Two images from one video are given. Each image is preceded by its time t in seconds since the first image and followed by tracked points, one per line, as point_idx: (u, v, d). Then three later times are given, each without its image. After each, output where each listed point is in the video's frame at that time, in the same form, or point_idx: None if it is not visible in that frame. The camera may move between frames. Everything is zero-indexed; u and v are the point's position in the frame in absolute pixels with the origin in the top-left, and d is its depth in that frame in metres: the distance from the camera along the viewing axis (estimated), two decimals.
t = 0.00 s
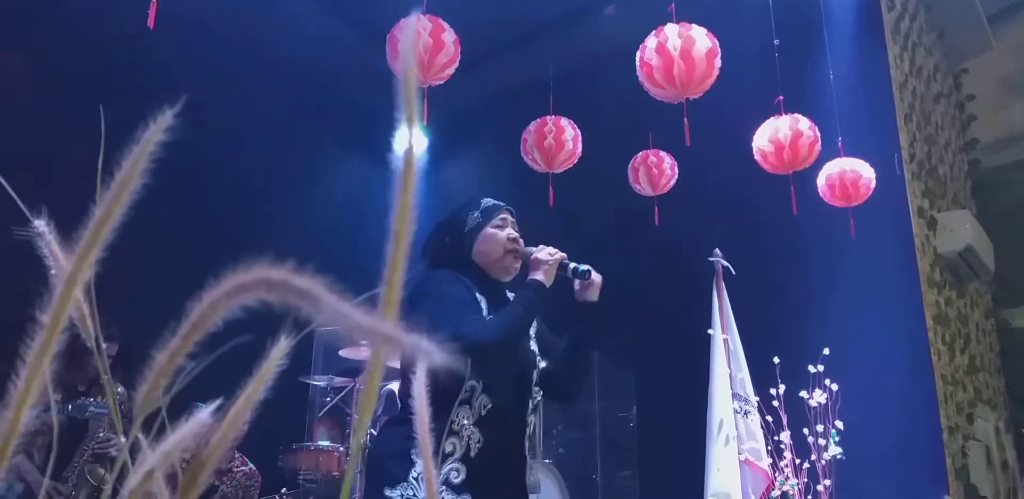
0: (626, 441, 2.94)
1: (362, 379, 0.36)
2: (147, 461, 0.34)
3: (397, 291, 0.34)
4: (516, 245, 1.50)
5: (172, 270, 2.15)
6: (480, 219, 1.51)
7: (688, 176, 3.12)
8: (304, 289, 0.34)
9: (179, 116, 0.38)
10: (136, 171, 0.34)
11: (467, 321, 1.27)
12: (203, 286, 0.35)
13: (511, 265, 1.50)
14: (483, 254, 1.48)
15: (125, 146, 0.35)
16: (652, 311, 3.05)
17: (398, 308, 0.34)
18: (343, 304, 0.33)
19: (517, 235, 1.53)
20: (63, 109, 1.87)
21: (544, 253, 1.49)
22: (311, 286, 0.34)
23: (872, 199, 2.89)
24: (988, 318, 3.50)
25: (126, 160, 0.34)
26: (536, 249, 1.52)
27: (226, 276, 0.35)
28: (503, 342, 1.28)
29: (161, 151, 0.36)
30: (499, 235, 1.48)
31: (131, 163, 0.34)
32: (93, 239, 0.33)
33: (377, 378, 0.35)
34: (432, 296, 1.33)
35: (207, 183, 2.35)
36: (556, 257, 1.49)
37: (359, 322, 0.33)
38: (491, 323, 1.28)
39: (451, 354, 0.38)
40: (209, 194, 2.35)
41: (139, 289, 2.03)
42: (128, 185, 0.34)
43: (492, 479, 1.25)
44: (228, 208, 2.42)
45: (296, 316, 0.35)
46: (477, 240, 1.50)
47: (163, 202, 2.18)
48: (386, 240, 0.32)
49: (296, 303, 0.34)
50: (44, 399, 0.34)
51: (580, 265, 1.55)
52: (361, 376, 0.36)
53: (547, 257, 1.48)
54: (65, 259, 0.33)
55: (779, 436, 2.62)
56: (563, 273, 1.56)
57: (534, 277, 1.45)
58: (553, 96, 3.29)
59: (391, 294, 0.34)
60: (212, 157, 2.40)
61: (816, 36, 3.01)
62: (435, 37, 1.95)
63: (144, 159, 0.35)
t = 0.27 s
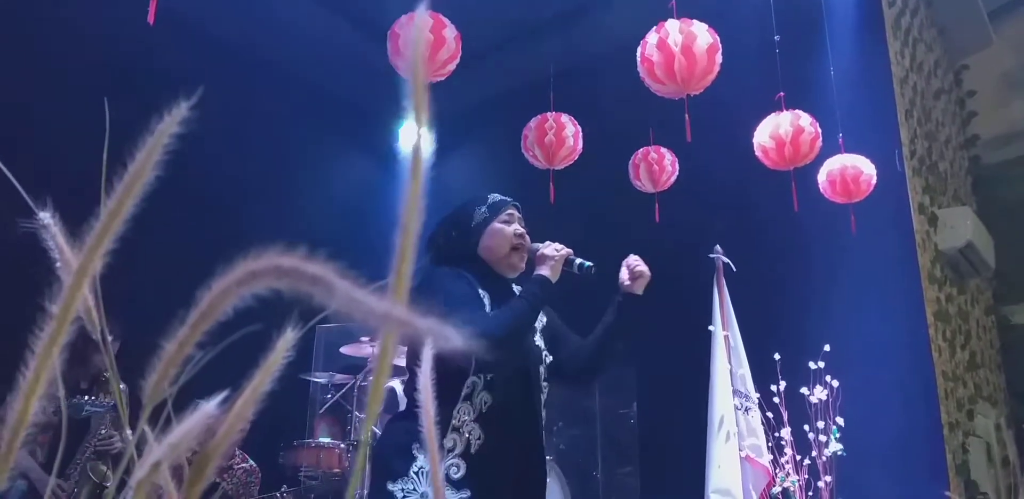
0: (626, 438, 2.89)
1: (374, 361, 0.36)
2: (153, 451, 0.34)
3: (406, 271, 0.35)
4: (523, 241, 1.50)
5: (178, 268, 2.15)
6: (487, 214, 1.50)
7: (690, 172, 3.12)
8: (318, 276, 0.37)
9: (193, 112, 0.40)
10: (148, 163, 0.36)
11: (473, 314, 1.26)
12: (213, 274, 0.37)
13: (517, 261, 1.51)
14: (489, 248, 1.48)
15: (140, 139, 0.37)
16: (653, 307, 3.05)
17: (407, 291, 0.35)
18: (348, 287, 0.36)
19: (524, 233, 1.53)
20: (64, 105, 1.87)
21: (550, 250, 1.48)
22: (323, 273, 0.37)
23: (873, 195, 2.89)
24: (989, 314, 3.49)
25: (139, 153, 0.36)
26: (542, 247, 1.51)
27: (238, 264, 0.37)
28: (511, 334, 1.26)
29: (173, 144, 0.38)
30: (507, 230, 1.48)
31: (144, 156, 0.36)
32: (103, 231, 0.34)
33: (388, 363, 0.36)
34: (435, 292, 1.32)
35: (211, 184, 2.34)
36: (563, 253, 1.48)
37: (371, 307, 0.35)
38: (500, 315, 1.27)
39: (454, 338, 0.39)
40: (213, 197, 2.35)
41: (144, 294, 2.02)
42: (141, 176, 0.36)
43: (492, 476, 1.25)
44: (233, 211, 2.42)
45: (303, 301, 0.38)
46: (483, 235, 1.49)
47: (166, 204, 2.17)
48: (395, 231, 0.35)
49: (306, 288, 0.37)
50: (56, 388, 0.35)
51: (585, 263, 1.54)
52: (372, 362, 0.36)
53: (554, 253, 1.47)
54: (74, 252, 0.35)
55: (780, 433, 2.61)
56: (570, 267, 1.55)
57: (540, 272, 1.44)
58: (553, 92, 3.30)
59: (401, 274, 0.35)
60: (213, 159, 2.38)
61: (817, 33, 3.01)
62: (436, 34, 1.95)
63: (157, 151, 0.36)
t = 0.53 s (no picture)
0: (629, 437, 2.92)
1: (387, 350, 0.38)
2: (164, 444, 0.35)
3: (417, 264, 0.37)
4: (521, 235, 1.46)
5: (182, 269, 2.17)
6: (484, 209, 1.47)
7: (692, 170, 3.12)
8: (332, 263, 0.37)
9: (198, 102, 0.42)
10: (153, 154, 0.38)
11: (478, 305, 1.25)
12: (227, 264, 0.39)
13: (513, 255, 1.46)
14: (485, 242, 1.44)
15: (147, 129, 0.39)
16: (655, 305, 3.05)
17: (420, 278, 0.37)
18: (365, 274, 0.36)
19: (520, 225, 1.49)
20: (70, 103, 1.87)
21: (546, 242, 1.45)
22: (338, 260, 0.37)
23: (874, 193, 2.89)
24: (991, 311, 3.49)
25: (143, 146, 0.38)
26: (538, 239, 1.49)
27: (247, 254, 0.38)
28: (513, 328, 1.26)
29: (180, 135, 0.40)
30: (503, 225, 1.44)
31: (151, 148, 0.38)
32: (109, 224, 0.35)
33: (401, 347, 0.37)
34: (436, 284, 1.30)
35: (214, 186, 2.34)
36: (559, 246, 1.45)
37: (388, 294, 0.36)
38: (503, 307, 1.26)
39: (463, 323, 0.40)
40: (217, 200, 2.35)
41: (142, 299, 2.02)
42: (149, 165, 0.38)
43: (493, 468, 1.25)
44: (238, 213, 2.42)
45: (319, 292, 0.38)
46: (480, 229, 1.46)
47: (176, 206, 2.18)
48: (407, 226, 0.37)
49: (320, 275, 0.37)
50: (68, 378, 0.37)
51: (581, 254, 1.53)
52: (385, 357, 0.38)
53: (549, 246, 1.44)
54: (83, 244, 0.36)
55: (782, 430, 2.60)
56: (565, 262, 1.51)
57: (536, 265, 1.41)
58: (555, 89, 3.30)
59: (412, 265, 0.37)
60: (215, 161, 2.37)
61: (820, 30, 3.01)
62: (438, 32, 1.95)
63: (163, 142, 0.39)
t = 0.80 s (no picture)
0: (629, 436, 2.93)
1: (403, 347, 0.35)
2: (176, 437, 0.34)
3: (435, 251, 0.34)
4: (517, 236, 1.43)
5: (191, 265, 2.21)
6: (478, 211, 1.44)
7: (695, 169, 3.13)
8: (352, 248, 0.37)
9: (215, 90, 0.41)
10: (171, 145, 0.37)
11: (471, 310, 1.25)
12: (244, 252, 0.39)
13: (511, 255, 1.42)
14: (480, 245, 1.40)
15: (163, 118, 0.38)
16: (657, 304, 3.06)
17: (438, 262, 0.34)
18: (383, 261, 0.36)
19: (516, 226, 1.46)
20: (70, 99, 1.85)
21: (541, 245, 1.49)
22: (353, 246, 0.37)
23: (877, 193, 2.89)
24: (993, 312, 3.49)
25: (160, 137, 0.37)
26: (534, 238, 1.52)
27: (267, 242, 0.39)
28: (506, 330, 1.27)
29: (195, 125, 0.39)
30: (498, 226, 1.40)
31: (166, 139, 0.37)
32: (124, 215, 0.35)
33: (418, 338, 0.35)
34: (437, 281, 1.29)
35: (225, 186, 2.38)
36: (554, 249, 1.50)
37: (407, 278, 0.35)
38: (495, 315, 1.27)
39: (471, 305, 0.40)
40: (229, 199, 2.39)
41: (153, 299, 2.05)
42: (163, 159, 0.37)
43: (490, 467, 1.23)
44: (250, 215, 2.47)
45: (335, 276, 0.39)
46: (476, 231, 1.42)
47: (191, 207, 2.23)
48: (425, 212, 0.34)
49: (347, 264, 0.37)
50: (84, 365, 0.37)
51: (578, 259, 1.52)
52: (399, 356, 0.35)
53: (545, 249, 1.49)
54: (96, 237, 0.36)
55: (783, 430, 2.62)
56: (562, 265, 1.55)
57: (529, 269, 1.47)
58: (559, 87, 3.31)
59: (431, 253, 0.34)
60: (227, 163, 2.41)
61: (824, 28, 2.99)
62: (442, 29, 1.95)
63: (178, 133, 0.37)
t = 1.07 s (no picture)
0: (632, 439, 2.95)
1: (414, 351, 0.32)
2: (184, 445, 0.33)
3: (448, 258, 0.30)
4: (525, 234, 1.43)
5: (189, 267, 2.27)
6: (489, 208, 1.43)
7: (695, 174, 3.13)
8: (371, 260, 0.32)
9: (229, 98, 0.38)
10: (185, 150, 0.34)
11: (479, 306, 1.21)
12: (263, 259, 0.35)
13: (518, 253, 1.42)
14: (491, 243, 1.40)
15: (176, 125, 0.35)
16: (657, 308, 3.06)
17: (450, 271, 0.30)
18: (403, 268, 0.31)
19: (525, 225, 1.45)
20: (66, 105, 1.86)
21: (551, 243, 1.46)
22: (375, 256, 0.32)
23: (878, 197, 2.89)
24: (993, 316, 3.49)
25: (175, 141, 0.34)
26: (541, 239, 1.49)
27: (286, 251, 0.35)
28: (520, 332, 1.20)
29: (211, 133, 0.36)
30: (509, 225, 1.40)
31: (181, 145, 0.34)
32: (139, 220, 0.32)
33: (430, 346, 0.31)
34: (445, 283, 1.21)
35: (227, 190, 2.49)
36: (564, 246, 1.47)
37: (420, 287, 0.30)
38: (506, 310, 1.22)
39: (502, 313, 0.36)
40: (231, 204, 2.50)
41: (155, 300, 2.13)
42: (177, 166, 0.34)
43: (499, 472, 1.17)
44: (250, 217, 2.56)
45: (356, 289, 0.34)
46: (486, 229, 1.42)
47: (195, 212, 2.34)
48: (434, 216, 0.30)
49: (359, 272, 0.32)
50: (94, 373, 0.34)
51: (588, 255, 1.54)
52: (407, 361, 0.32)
53: (554, 246, 1.45)
54: (106, 243, 0.33)
55: (784, 435, 2.62)
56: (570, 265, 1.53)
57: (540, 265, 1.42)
58: (559, 91, 3.31)
59: (442, 261, 0.30)
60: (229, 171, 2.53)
61: (825, 32, 2.99)
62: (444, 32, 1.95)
63: (195, 139, 0.34)
